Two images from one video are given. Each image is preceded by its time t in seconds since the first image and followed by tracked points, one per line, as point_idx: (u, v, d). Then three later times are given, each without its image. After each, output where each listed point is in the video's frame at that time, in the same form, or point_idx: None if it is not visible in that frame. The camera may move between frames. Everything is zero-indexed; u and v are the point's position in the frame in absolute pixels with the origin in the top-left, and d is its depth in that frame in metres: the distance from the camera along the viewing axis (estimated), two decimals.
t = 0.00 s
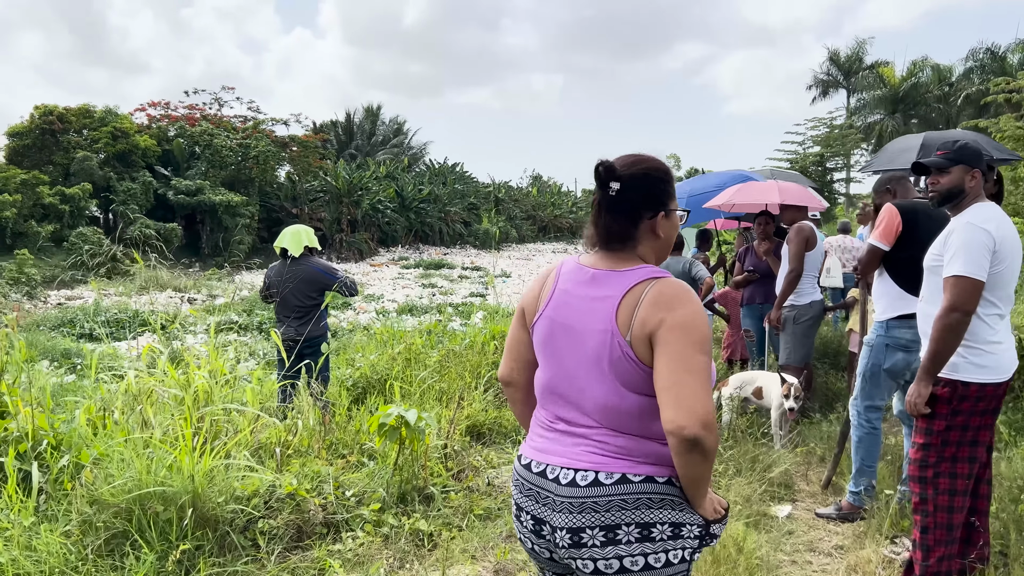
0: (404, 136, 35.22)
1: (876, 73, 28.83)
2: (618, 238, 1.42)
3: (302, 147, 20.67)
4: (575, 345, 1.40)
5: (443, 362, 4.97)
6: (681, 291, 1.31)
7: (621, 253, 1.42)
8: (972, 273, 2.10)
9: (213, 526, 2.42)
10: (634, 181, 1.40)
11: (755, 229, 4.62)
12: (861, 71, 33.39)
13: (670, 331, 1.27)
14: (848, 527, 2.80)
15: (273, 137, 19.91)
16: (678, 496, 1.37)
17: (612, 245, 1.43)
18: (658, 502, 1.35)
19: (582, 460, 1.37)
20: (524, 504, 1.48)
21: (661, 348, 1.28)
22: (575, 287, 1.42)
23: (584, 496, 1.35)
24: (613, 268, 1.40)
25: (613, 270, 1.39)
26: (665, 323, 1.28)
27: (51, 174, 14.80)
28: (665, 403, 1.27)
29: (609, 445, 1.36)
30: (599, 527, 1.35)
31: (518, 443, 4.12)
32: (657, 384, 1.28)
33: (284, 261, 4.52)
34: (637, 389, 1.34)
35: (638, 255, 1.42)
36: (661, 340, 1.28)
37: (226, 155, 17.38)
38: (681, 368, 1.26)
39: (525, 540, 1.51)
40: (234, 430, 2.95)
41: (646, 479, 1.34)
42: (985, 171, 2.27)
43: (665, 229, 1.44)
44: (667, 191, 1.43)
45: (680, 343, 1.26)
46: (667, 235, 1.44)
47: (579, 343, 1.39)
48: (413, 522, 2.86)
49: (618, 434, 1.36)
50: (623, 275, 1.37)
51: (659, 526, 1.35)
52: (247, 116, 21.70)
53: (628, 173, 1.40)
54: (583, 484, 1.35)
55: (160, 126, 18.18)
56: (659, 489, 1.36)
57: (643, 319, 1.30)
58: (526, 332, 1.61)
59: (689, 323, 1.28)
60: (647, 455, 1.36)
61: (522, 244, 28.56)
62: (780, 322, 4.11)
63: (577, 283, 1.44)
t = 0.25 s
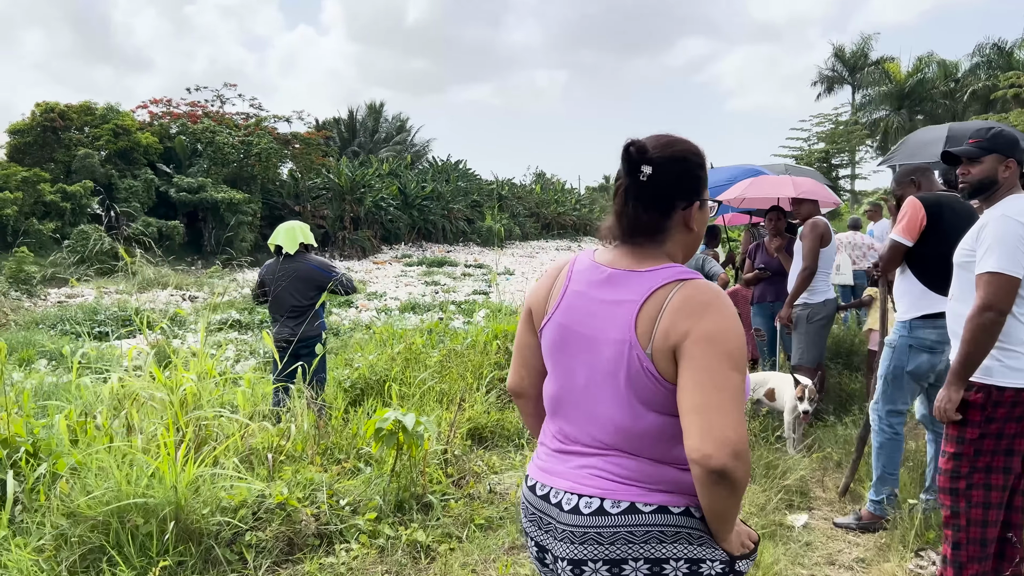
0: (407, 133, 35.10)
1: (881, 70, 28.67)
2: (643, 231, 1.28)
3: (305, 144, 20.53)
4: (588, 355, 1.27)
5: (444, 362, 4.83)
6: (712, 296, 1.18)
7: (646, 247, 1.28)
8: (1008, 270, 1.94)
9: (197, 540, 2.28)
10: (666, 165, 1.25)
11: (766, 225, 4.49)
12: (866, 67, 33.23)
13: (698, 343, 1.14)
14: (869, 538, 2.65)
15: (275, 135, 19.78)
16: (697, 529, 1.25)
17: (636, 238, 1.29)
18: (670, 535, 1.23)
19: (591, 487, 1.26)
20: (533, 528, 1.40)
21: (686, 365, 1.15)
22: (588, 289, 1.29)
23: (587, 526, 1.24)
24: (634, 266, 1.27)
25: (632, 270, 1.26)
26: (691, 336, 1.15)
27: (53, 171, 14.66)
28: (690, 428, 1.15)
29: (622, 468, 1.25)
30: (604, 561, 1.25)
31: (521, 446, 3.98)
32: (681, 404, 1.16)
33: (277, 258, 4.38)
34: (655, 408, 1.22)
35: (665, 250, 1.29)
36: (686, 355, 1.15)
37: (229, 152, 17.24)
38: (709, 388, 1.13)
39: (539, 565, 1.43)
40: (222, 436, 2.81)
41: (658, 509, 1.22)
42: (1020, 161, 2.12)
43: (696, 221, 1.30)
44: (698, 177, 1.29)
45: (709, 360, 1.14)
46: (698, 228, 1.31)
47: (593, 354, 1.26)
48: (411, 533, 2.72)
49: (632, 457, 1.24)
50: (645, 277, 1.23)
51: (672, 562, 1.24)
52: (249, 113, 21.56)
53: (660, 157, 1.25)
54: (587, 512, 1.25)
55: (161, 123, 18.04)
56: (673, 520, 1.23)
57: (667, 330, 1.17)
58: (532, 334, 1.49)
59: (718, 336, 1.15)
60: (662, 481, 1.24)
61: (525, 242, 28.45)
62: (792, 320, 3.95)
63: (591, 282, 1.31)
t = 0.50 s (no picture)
0: (409, 130, 35.02)
1: (885, 65, 28.55)
2: (659, 240, 1.17)
3: (306, 141, 20.42)
4: (589, 377, 1.19)
5: (443, 365, 4.72)
6: (718, 316, 1.07)
7: (662, 260, 1.18)
8: None
9: (183, 558, 2.19)
10: (682, 168, 1.14)
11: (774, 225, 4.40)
12: (870, 63, 33.07)
13: (696, 368, 1.04)
14: (885, 553, 2.54)
15: (276, 131, 19.67)
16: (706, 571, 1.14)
17: (651, 250, 1.18)
18: None
19: (592, 521, 1.18)
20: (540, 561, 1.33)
21: (684, 392, 1.05)
22: (592, 305, 1.21)
23: (586, 564, 1.17)
24: (642, 281, 1.17)
25: (638, 285, 1.16)
26: (691, 359, 1.04)
27: (52, 168, 14.55)
28: (687, 462, 1.05)
29: (624, 502, 1.16)
30: None
31: (522, 452, 3.88)
32: (680, 436, 1.05)
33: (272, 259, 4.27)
34: (659, 439, 1.12)
35: (681, 262, 1.17)
36: (685, 380, 1.05)
37: (229, 149, 17.13)
38: (707, 420, 1.03)
39: None
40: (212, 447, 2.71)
41: (663, 550, 1.13)
42: None
43: (718, 227, 1.18)
44: (719, 179, 1.18)
45: (709, 388, 1.03)
46: (722, 235, 1.19)
47: (594, 376, 1.18)
48: (407, 548, 2.61)
49: (636, 491, 1.15)
50: (650, 294, 1.13)
51: None
52: (250, 110, 21.45)
53: (676, 159, 1.14)
54: (587, 549, 1.17)
55: (162, 120, 17.93)
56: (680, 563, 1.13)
57: (667, 353, 1.07)
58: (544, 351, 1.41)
59: (721, 361, 1.04)
60: (669, 519, 1.14)
61: (527, 239, 28.37)
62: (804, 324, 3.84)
63: (597, 297, 1.22)
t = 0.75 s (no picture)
0: (410, 126, 34.93)
1: (887, 61, 28.45)
2: (694, 233, 1.08)
3: (306, 137, 20.32)
4: (608, 380, 1.11)
5: (445, 364, 4.63)
6: (743, 315, 0.96)
7: (695, 254, 1.08)
8: None
9: (173, 569, 2.10)
10: (719, 155, 1.05)
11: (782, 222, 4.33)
12: (872, 58, 32.97)
13: (714, 373, 0.94)
14: (903, 560, 2.45)
15: (276, 127, 19.56)
16: None
17: (685, 243, 1.08)
18: None
19: (614, 536, 1.11)
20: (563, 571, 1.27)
21: (701, 398, 0.95)
22: (614, 303, 1.12)
23: None
24: (669, 276, 1.07)
25: (662, 281, 1.07)
26: (710, 362, 0.94)
27: (52, 164, 14.45)
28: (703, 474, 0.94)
29: (645, 516, 1.08)
30: None
31: (526, 454, 3.80)
32: (695, 446, 0.95)
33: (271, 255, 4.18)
34: (680, 451, 1.03)
35: (716, 259, 1.07)
36: (702, 385, 0.95)
37: (229, 146, 17.03)
38: (725, 429, 0.92)
39: None
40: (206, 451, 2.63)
41: (685, 571, 1.05)
42: None
43: (758, 221, 1.09)
44: (759, 168, 1.07)
45: (728, 394, 0.93)
46: (762, 229, 1.10)
47: (612, 380, 1.09)
48: (408, 556, 2.52)
49: (659, 506, 1.07)
50: (673, 290, 1.04)
51: None
52: (250, 106, 21.35)
53: (713, 146, 1.05)
54: (605, 565, 1.11)
55: (161, 116, 17.82)
56: None
57: (686, 355, 0.97)
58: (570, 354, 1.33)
59: (743, 363, 0.93)
60: (692, 538, 1.06)
61: (528, 235, 28.32)
62: (818, 323, 3.74)
63: (619, 294, 1.14)
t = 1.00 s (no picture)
0: (409, 122, 34.80)
1: (888, 56, 28.33)
2: (753, 231, 1.03)
3: (306, 132, 20.18)
4: (658, 388, 1.07)
5: (449, 363, 4.53)
6: (804, 318, 0.91)
7: (753, 253, 1.03)
8: None
9: None
10: (782, 148, 1.00)
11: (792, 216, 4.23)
12: (873, 53, 32.85)
13: (770, 381, 0.89)
14: (930, 570, 2.35)
15: (275, 123, 19.43)
16: None
17: (743, 242, 1.04)
18: None
19: (667, 550, 1.07)
20: None
21: (759, 407, 0.90)
22: (665, 307, 1.08)
23: None
24: (722, 278, 1.03)
25: (715, 284, 1.03)
26: (767, 368, 0.90)
27: (50, 160, 14.30)
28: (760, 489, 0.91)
29: (697, 531, 1.05)
30: None
31: (533, 456, 3.70)
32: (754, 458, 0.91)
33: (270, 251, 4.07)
34: (736, 462, 0.98)
35: (774, 258, 1.03)
36: (759, 394, 0.90)
37: (228, 141, 16.89)
38: (784, 442, 0.88)
39: None
40: (203, 455, 2.54)
41: None
42: None
43: (821, 218, 1.04)
44: (822, 163, 1.02)
45: (787, 402, 0.88)
46: (824, 227, 1.05)
47: (662, 387, 1.06)
48: (413, 565, 2.41)
49: (714, 522, 1.03)
50: (728, 293, 0.99)
51: None
52: (249, 101, 21.21)
53: (774, 136, 1.00)
54: None
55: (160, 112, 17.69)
56: None
57: (740, 361, 0.93)
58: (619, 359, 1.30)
59: (805, 370, 0.88)
60: (749, 555, 1.02)
61: (528, 231, 28.23)
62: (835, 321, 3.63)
63: (669, 297, 1.10)
